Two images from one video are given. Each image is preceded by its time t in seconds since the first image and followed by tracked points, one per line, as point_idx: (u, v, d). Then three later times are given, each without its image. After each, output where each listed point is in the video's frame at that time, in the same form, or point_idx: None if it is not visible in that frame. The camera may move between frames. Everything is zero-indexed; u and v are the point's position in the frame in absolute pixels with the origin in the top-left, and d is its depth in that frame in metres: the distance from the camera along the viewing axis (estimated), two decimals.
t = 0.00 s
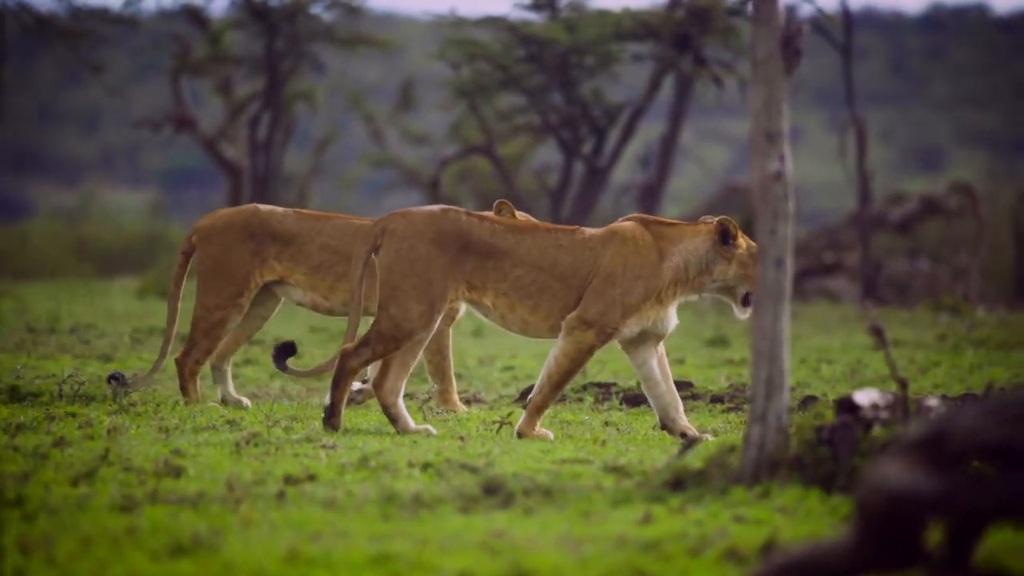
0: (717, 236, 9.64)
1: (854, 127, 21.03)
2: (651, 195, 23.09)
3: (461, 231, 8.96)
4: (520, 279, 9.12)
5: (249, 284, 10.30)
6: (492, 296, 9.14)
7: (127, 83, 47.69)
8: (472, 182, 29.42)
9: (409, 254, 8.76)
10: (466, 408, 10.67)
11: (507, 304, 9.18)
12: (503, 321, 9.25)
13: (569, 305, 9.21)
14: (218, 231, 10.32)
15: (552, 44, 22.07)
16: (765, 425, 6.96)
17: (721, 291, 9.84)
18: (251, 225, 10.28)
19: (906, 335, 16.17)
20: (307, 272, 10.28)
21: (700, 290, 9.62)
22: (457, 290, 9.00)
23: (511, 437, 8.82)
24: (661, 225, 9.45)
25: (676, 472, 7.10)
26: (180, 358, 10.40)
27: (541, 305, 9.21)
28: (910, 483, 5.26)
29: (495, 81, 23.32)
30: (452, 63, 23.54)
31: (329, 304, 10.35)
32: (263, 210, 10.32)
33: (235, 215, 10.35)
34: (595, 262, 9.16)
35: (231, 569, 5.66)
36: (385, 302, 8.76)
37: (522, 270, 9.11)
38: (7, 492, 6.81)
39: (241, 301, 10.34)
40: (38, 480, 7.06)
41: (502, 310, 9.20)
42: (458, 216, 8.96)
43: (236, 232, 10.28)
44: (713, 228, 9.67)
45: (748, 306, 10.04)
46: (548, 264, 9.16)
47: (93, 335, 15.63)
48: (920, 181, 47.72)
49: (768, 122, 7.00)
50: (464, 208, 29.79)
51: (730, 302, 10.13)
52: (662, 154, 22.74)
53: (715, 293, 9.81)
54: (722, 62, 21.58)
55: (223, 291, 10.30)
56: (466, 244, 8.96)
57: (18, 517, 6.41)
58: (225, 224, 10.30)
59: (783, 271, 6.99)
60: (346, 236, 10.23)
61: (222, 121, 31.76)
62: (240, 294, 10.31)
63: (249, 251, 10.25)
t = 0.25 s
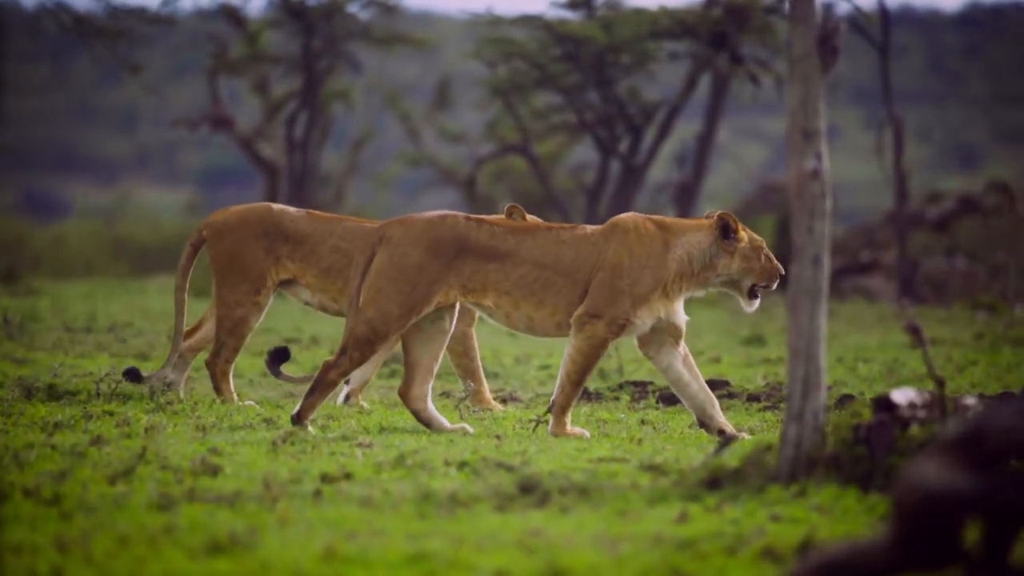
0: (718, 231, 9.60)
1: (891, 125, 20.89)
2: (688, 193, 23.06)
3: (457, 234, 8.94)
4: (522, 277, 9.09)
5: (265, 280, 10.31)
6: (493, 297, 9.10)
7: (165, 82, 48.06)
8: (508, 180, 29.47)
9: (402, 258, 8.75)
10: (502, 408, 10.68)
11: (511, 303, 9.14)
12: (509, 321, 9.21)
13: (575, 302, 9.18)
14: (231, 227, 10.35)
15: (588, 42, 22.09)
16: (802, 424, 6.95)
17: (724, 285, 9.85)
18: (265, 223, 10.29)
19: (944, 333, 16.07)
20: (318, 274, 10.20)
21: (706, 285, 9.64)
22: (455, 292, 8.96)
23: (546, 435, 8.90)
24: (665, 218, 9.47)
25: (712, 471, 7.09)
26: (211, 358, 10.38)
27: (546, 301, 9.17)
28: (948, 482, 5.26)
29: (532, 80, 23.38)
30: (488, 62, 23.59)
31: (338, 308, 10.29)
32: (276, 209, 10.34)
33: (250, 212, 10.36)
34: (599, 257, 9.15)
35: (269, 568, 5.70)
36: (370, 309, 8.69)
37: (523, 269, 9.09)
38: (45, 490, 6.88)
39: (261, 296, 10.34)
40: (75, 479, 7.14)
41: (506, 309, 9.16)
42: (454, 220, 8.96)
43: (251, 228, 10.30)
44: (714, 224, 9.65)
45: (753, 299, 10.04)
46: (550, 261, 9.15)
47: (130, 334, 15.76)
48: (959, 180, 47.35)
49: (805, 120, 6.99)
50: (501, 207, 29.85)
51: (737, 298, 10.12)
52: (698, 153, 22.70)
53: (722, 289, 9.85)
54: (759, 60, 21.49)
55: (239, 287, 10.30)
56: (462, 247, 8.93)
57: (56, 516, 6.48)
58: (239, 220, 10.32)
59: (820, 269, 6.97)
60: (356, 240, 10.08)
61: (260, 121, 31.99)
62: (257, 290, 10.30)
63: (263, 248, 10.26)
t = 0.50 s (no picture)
0: (720, 223, 9.76)
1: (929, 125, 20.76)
2: (724, 193, 23.03)
3: (455, 232, 8.99)
4: (525, 270, 9.12)
5: (278, 284, 10.17)
6: (498, 293, 9.09)
7: (203, 83, 48.37)
8: (545, 180, 29.56)
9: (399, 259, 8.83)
10: (538, 408, 10.71)
11: (515, 297, 9.13)
12: (513, 319, 9.21)
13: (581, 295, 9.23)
14: (236, 233, 10.28)
15: (625, 42, 22.12)
16: (838, 424, 6.96)
17: (726, 279, 10.00)
18: (271, 228, 10.16)
19: (982, 334, 15.99)
20: (324, 277, 9.85)
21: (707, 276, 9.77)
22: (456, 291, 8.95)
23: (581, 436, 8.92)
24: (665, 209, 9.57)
25: (748, 470, 7.10)
26: (237, 361, 10.47)
27: (550, 294, 9.19)
28: (986, 480, 5.26)
29: (568, 80, 23.46)
30: (524, 63, 23.68)
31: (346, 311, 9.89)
32: (282, 214, 10.20)
33: (257, 218, 10.27)
34: (604, 250, 9.20)
35: (306, 569, 5.75)
36: (370, 313, 8.75)
37: (526, 261, 9.12)
38: (83, 490, 6.97)
39: (277, 303, 10.23)
40: (113, 479, 7.23)
41: (511, 305, 9.15)
42: (450, 218, 9.01)
43: (260, 233, 10.18)
44: (716, 216, 9.79)
45: (753, 295, 10.17)
46: (553, 253, 9.19)
47: (168, 334, 15.89)
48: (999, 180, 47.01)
49: (841, 120, 6.99)
50: (537, 207, 29.88)
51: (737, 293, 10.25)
52: (734, 153, 22.67)
53: (723, 280, 9.98)
54: (795, 60, 21.41)
55: (255, 293, 10.20)
56: (461, 244, 8.97)
57: (95, 515, 6.56)
58: (247, 226, 10.21)
59: (856, 269, 6.97)
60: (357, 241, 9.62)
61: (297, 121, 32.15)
62: (273, 294, 10.18)
63: (272, 253, 10.11)
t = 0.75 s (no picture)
0: (721, 218, 9.79)
1: (966, 125, 20.62)
2: (759, 193, 22.97)
3: (461, 227, 8.95)
4: (530, 267, 9.08)
5: (292, 286, 10.41)
6: (502, 289, 9.09)
7: (238, 84, 48.59)
8: (579, 180, 29.57)
9: (405, 254, 8.79)
10: (573, 408, 10.74)
11: (519, 295, 9.12)
12: (516, 314, 9.19)
13: (586, 292, 9.21)
14: (244, 238, 10.46)
15: (659, 42, 22.08)
16: (874, 424, 6.95)
17: (729, 272, 10.05)
18: (277, 231, 10.41)
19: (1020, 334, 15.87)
20: (331, 275, 10.38)
21: (710, 271, 9.84)
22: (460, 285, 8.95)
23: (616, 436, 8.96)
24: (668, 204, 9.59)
25: (783, 471, 7.11)
26: (265, 366, 10.66)
27: (555, 291, 9.17)
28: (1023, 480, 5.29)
29: (603, 79, 23.47)
30: (558, 62, 23.70)
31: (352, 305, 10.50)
32: (284, 217, 10.47)
33: (260, 222, 10.47)
34: (610, 248, 9.20)
35: (342, 569, 5.80)
36: (381, 310, 8.78)
37: (532, 258, 9.08)
38: (119, 490, 7.05)
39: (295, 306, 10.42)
40: (148, 479, 7.31)
41: (515, 301, 9.14)
42: (456, 212, 8.97)
43: (267, 236, 10.40)
44: (717, 211, 9.83)
45: (758, 286, 10.22)
46: (558, 250, 9.14)
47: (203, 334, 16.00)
48: None
49: (877, 119, 6.98)
50: (571, 207, 29.88)
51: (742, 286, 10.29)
52: (770, 152, 22.59)
53: (725, 274, 10.03)
54: (831, 59, 21.31)
55: (271, 296, 10.37)
56: (467, 240, 8.94)
57: (132, 515, 6.64)
58: (255, 231, 10.41)
59: (893, 268, 6.95)
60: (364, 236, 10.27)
61: (332, 120, 32.26)
62: (290, 295, 10.40)
63: (281, 255, 10.38)
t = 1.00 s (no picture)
0: (726, 219, 9.78)
1: (1001, 125, 20.49)
2: (793, 193, 22.91)
3: (468, 224, 8.97)
4: (536, 266, 9.07)
5: (299, 278, 10.34)
6: (509, 286, 9.09)
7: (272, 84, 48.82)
8: (612, 180, 29.58)
9: (413, 249, 8.85)
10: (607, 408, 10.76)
11: (525, 293, 9.11)
12: (522, 313, 9.17)
13: (593, 292, 9.18)
14: (251, 233, 10.43)
15: (693, 42, 22.07)
16: (908, 425, 6.95)
17: (736, 274, 10.01)
18: (283, 225, 10.37)
19: None
20: (336, 270, 10.32)
21: (716, 273, 9.84)
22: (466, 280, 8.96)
23: (648, 437, 8.95)
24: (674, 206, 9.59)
25: (817, 470, 7.11)
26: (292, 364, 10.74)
27: (562, 292, 9.14)
28: None
29: (636, 79, 23.49)
30: (591, 62, 23.73)
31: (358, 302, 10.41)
32: (290, 211, 10.42)
33: (266, 216, 10.45)
34: (618, 248, 9.18)
35: (375, 569, 5.84)
36: (393, 306, 8.83)
37: (538, 257, 9.07)
38: (153, 490, 7.12)
39: (306, 297, 10.36)
40: (182, 479, 7.39)
41: (520, 300, 9.13)
42: (463, 208, 8.99)
43: (273, 231, 10.37)
44: (723, 213, 9.82)
45: (767, 288, 10.13)
46: (565, 250, 9.13)
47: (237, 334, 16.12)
48: None
49: (911, 119, 6.98)
50: (604, 207, 29.90)
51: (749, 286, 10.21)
52: (803, 152, 22.53)
53: (731, 275, 10.01)
54: (865, 59, 21.24)
55: (280, 289, 10.33)
56: (474, 237, 8.96)
57: (165, 515, 6.70)
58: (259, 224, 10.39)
59: (927, 268, 6.95)
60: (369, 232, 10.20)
61: (366, 121, 32.41)
62: (300, 287, 10.33)
63: (288, 249, 10.33)
